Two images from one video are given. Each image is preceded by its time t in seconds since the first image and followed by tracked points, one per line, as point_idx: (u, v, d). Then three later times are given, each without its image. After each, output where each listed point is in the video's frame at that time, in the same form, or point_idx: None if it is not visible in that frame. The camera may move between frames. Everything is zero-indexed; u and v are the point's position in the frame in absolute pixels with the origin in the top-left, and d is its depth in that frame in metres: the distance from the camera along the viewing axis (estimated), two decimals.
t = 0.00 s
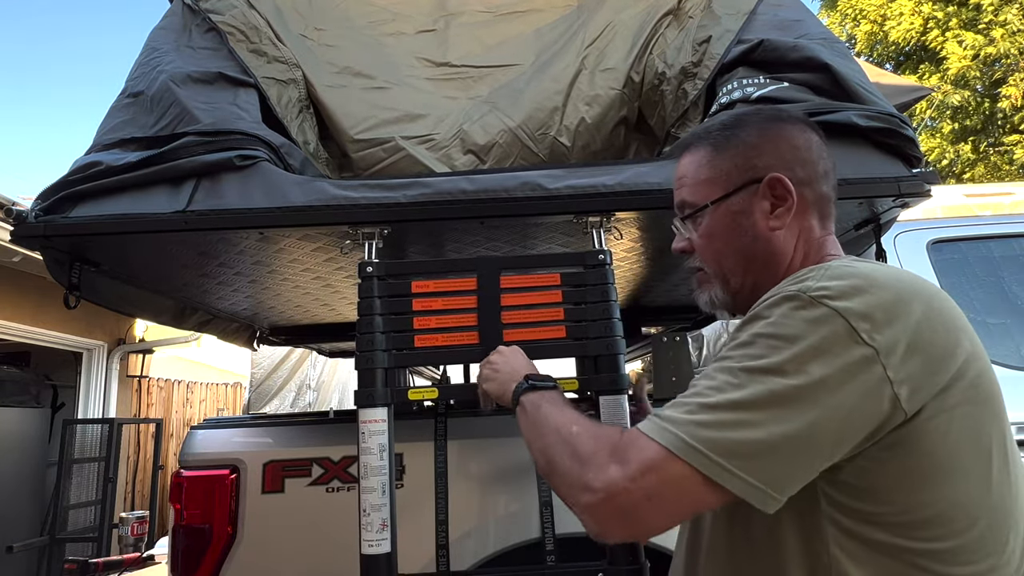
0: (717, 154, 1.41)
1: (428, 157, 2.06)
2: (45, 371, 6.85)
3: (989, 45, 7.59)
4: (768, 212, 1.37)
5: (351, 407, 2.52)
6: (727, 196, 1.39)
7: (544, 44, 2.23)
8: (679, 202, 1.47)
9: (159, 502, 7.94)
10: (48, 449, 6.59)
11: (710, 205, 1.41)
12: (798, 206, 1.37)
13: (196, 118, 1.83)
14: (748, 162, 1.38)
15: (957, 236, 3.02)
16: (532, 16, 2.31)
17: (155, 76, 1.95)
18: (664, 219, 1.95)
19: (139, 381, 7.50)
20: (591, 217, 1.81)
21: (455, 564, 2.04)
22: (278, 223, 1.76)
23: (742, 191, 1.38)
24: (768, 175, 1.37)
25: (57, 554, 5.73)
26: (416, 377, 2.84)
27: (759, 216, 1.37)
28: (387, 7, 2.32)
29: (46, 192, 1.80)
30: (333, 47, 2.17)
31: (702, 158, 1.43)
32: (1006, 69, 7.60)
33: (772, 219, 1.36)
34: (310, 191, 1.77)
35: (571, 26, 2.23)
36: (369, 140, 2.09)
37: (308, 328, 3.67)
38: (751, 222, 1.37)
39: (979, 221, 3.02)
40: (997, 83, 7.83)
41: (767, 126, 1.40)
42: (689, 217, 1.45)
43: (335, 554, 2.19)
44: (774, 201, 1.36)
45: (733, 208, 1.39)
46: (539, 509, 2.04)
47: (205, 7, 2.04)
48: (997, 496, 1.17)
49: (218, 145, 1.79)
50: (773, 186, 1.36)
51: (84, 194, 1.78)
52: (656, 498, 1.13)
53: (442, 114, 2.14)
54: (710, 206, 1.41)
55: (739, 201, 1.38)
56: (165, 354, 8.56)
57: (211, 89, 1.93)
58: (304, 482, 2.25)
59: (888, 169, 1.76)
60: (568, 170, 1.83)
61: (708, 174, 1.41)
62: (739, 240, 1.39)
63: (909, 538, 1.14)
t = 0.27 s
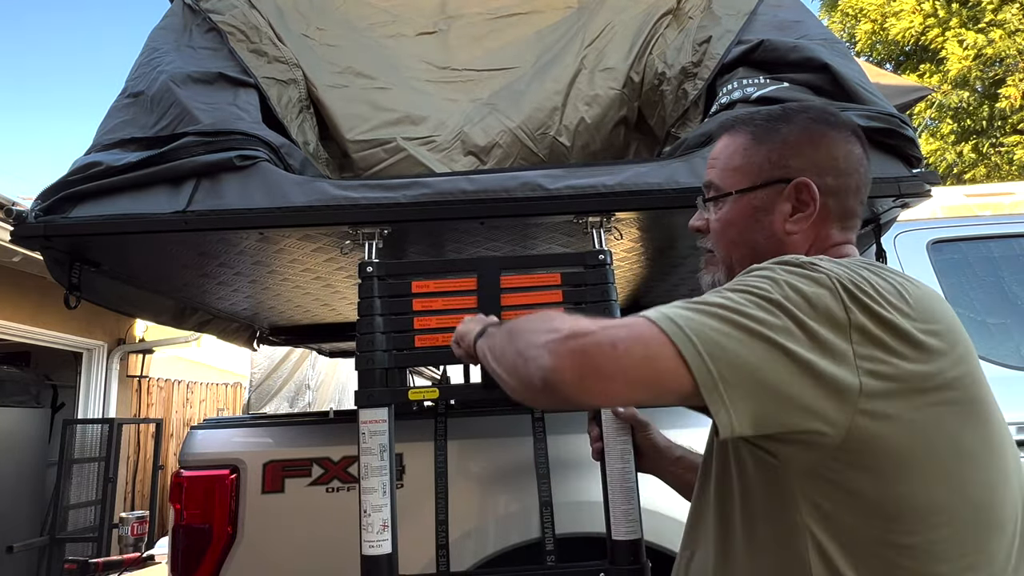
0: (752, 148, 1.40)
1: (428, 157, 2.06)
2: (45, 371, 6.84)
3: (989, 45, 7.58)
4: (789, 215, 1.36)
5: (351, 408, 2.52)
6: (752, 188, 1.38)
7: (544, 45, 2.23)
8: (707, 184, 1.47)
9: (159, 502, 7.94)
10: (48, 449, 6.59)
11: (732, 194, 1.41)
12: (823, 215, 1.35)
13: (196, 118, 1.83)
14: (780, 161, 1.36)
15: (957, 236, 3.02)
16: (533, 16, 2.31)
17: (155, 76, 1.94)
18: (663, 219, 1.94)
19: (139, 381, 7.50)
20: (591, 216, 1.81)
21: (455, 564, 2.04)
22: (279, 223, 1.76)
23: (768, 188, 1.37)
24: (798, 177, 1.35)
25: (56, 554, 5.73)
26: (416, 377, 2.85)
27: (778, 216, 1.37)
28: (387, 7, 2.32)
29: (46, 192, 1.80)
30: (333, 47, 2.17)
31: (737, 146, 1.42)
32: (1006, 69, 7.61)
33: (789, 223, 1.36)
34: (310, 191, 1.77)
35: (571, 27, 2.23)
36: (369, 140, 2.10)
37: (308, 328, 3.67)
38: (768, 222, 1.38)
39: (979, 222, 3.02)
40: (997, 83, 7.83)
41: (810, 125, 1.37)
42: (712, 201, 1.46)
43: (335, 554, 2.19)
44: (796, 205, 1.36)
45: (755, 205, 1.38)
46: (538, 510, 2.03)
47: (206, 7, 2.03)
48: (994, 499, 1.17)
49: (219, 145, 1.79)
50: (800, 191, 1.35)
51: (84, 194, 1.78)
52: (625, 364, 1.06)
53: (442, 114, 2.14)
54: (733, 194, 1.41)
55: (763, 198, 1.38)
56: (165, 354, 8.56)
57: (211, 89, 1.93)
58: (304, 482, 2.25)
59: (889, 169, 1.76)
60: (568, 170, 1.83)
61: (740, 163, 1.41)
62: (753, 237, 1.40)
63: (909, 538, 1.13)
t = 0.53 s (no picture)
0: (763, 145, 1.41)
1: (428, 156, 2.06)
2: (45, 371, 6.84)
3: (988, 45, 7.59)
4: (795, 213, 1.37)
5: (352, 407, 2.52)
6: (760, 185, 1.40)
7: (544, 44, 2.23)
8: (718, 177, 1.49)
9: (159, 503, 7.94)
10: (48, 449, 6.59)
11: (740, 189, 1.43)
12: (829, 216, 1.36)
13: (196, 117, 1.84)
14: (790, 160, 1.38)
15: (957, 236, 3.02)
16: (533, 16, 2.31)
17: (155, 75, 1.95)
18: (663, 217, 1.94)
19: (139, 381, 7.50)
20: (591, 214, 1.81)
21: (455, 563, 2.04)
22: (278, 221, 1.76)
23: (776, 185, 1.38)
24: (807, 176, 1.36)
25: (56, 554, 5.73)
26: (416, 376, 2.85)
27: (782, 214, 1.38)
28: (387, 7, 2.32)
29: (46, 190, 1.80)
30: (333, 47, 2.18)
31: (748, 142, 1.43)
32: (1006, 70, 7.61)
33: (793, 221, 1.37)
34: (309, 188, 1.77)
35: (571, 26, 2.24)
36: (369, 139, 2.10)
37: (309, 327, 3.67)
38: (773, 218, 1.39)
39: (979, 221, 3.02)
40: (997, 83, 7.83)
41: (822, 126, 1.38)
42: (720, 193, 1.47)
43: (335, 553, 2.19)
44: (802, 204, 1.37)
45: (761, 201, 1.40)
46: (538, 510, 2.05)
47: (206, 7, 2.04)
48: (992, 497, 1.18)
49: (219, 143, 1.80)
50: (807, 191, 1.36)
51: (84, 192, 1.78)
52: (634, 332, 1.13)
53: (442, 113, 2.15)
54: (741, 189, 1.42)
55: (770, 194, 1.39)
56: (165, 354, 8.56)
57: (212, 88, 1.93)
58: (304, 482, 2.25)
59: (888, 166, 1.77)
60: (567, 169, 1.84)
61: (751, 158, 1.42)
62: (757, 233, 1.41)
63: (906, 526, 1.14)
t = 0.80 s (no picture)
0: (742, 172, 1.39)
1: (428, 156, 2.06)
2: (45, 371, 6.84)
3: (989, 45, 7.58)
4: (786, 236, 1.36)
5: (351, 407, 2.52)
6: (747, 213, 1.39)
7: (545, 45, 2.24)
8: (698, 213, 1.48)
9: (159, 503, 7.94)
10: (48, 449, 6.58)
11: (728, 221, 1.41)
12: (818, 232, 1.36)
13: (197, 116, 1.84)
14: (770, 184, 1.37)
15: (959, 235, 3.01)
16: (533, 16, 2.32)
17: (156, 75, 1.95)
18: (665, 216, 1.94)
19: (139, 381, 7.50)
20: (591, 213, 1.81)
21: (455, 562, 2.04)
22: (278, 220, 1.76)
23: (762, 211, 1.37)
24: (790, 198, 1.36)
25: (56, 554, 5.72)
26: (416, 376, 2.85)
27: (775, 238, 1.37)
28: (388, 7, 2.32)
29: (47, 188, 1.80)
30: (334, 47, 2.18)
31: (722, 175, 1.43)
32: (1006, 70, 7.61)
33: (787, 242, 1.36)
34: (310, 187, 1.77)
35: (571, 26, 2.24)
36: (369, 139, 2.10)
37: (309, 327, 3.67)
38: (765, 244, 1.38)
39: (979, 221, 3.02)
40: (997, 83, 7.83)
41: (790, 142, 1.38)
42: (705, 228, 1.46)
43: (335, 552, 2.19)
44: (791, 224, 1.36)
45: (750, 229, 1.39)
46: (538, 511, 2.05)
47: (206, 7, 2.04)
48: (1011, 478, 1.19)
49: (219, 142, 1.80)
50: (795, 212, 1.35)
51: (84, 192, 1.79)
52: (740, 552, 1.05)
53: (442, 113, 2.15)
54: (728, 222, 1.41)
55: (759, 221, 1.38)
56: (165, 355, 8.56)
57: (212, 87, 1.93)
58: (304, 482, 2.25)
59: (888, 165, 1.77)
60: (567, 169, 1.84)
61: (727, 189, 1.41)
62: (752, 260, 1.40)
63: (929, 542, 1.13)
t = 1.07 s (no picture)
0: (706, 192, 1.25)
1: (428, 156, 2.06)
2: (45, 371, 6.84)
3: (989, 46, 7.58)
4: (771, 250, 1.23)
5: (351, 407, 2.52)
6: (723, 235, 1.25)
7: (545, 45, 2.24)
8: (668, 247, 1.33)
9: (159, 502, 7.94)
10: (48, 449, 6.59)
11: (705, 249, 1.27)
12: (798, 237, 1.25)
13: (197, 117, 1.84)
14: (741, 198, 1.24)
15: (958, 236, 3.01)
16: (533, 17, 2.32)
17: (156, 76, 1.94)
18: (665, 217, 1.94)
19: (139, 381, 7.50)
20: (591, 215, 1.81)
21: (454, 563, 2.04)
22: (278, 221, 1.76)
23: (739, 229, 1.24)
24: (762, 207, 1.24)
25: (57, 554, 5.72)
26: (416, 377, 2.85)
27: (759, 253, 1.24)
28: (388, 8, 2.32)
29: (47, 189, 1.80)
30: (334, 48, 2.18)
31: (684, 201, 1.28)
32: (1007, 70, 7.60)
33: (773, 255, 1.23)
34: (310, 188, 1.77)
35: (571, 27, 2.24)
36: (369, 140, 2.10)
37: (309, 327, 3.67)
38: (750, 263, 1.24)
39: (979, 221, 3.02)
40: (997, 83, 7.83)
41: (745, 150, 1.26)
42: (679, 260, 1.32)
43: (335, 553, 2.19)
44: (770, 235, 1.23)
45: (733, 251, 1.25)
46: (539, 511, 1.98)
47: (206, 7, 2.04)
48: None
49: (219, 143, 1.80)
50: (774, 222, 1.23)
51: (83, 193, 1.79)
52: None
53: (443, 114, 2.15)
54: (706, 249, 1.27)
55: (738, 242, 1.24)
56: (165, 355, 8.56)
57: (212, 88, 1.93)
58: (304, 482, 2.25)
59: (889, 166, 1.76)
60: (567, 170, 1.84)
61: (692, 214, 1.27)
62: (743, 281, 1.26)
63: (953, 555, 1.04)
